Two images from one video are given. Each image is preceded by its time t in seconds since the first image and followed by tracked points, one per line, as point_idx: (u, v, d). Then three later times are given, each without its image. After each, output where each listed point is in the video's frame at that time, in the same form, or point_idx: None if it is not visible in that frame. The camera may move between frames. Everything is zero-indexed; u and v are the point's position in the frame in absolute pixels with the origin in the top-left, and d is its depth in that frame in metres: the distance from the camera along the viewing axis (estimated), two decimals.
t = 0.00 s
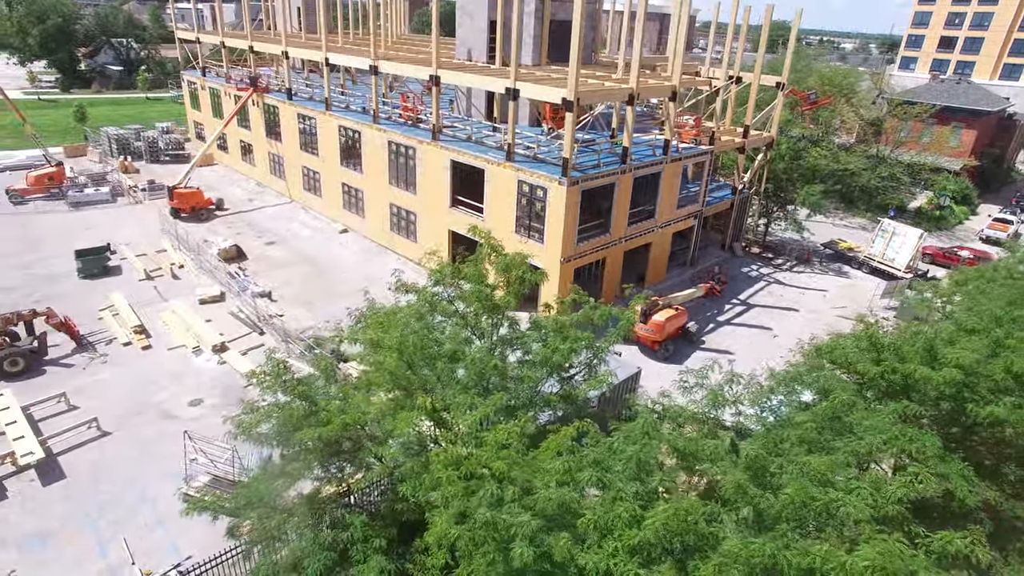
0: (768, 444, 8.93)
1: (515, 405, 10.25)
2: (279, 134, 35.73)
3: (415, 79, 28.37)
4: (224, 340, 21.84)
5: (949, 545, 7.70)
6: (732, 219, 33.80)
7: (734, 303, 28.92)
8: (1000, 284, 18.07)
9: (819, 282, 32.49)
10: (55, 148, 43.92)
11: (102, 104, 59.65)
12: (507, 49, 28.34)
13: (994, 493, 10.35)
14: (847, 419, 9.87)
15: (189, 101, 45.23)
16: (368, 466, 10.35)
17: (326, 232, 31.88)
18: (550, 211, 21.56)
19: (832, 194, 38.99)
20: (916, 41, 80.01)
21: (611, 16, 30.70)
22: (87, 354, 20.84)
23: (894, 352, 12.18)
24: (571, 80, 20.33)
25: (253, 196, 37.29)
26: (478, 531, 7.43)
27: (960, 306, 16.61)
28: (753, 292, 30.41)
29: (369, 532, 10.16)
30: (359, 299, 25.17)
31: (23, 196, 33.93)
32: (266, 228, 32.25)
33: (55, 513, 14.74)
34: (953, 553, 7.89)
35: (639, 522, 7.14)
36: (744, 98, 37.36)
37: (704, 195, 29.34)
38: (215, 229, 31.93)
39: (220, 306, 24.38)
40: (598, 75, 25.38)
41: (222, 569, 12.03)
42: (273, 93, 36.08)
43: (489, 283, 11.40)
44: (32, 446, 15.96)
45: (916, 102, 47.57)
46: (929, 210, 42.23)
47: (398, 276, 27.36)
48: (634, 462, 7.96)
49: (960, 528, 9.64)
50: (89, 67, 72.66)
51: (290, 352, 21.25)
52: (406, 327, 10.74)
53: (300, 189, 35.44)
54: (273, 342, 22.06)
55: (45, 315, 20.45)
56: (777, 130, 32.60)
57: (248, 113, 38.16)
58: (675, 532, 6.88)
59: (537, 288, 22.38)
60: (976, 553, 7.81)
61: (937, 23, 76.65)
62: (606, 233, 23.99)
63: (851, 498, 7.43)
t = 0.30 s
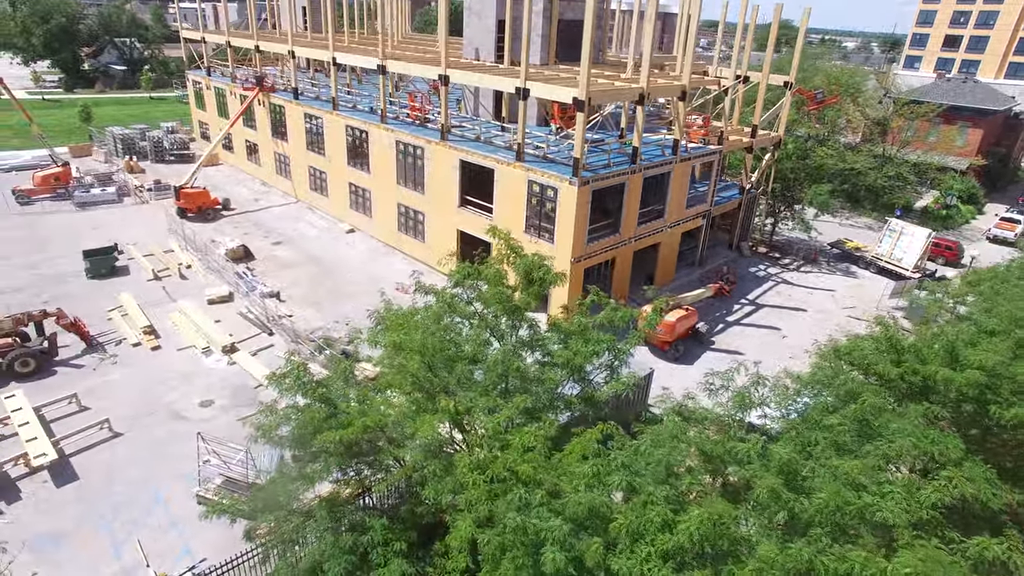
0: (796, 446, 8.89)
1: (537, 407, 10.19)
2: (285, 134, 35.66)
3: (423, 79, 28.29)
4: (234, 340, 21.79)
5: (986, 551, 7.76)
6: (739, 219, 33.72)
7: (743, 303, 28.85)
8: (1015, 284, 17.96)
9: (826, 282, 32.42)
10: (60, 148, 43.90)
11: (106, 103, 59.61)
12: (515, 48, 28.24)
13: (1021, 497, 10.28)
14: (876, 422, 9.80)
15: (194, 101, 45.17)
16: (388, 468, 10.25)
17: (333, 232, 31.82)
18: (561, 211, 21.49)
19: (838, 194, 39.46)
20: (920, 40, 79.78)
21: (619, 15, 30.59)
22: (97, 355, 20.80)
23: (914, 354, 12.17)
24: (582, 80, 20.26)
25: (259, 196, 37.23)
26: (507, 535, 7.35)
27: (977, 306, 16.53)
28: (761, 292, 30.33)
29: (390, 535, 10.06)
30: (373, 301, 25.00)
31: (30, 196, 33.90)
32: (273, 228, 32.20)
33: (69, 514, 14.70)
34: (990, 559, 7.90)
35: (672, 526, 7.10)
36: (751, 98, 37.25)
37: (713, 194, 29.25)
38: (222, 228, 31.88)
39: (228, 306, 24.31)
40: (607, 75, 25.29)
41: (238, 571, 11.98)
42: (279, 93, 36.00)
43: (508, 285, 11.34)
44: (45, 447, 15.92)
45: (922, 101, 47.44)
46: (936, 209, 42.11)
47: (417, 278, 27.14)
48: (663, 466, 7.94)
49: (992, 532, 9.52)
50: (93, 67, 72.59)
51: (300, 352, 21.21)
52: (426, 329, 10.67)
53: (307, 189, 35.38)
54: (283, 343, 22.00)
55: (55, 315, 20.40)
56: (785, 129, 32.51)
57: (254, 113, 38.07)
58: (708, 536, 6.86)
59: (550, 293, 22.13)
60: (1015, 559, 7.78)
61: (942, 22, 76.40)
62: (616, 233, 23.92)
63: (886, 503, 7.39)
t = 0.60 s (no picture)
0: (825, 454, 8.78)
1: (557, 413, 10.08)
2: (291, 133, 35.53)
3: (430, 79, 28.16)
4: (242, 342, 21.68)
5: None
6: (747, 220, 33.58)
7: (752, 304, 28.72)
8: None
9: (834, 283, 32.29)
10: (65, 148, 43.86)
11: (110, 103, 59.57)
12: (523, 48, 28.07)
13: None
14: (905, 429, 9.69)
15: (198, 100, 45.07)
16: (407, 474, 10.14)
17: (340, 233, 31.73)
18: (572, 212, 21.37)
19: (845, 193, 39.56)
20: (926, 39, 79.43)
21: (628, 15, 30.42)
22: (105, 356, 20.71)
23: (937, 358, 12.04)
24: (593, 81, 20.15)
25: (265, 196, 37.15)
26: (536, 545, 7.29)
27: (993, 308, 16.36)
28: (770, 293, 30.18)
29: (407, 542, 9.91)
30: (384, 302, 24.81)
31: (36, 196, 33.84)
32: (280, 229, 32.11)
33: (79, 518, 14.59)
34: None
35: (703, 537, 7.00)
36: (759, 97, 37.09)
37: (721, 195, 29.11)
38: (228, 229, 31.79)
39: (236, 307, 24.19)
40: (616, 75, 25.15)
41: None
42: (285, 92, 35.87)
43: (526, 288, 11.23)
44: (56, 450, 15.81)
45: (929, 101, 47.21)
46: (943, 209, 41.94)
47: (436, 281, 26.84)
48: (691, 475, 7.85)
49: None
50: (97, 67, 72.56)
51: (308, 354, 21.12)
52: (444, 334, 10.54)
53: (312, 189, 35.28)
54: (291, 344, 21.89)
55: (64, 316, 20.31)
56: (793, 130, 32.34)
57: (259, 113, 37.95)
58: (742, 549, 6.78)
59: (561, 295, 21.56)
60: None
61: (948, 21, 76.11)
62: (626, 234, 23.82)
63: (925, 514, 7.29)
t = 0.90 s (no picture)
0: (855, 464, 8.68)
1: (578, 420, 9.93)
2: (297, 133, 35.39)
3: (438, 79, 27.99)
4: (250, 344, 21.52)
5: None
6: (756, 221, 33.40)
7: (761, 306, 28.55)
8: None
9: (844, 284, 32.08)
10: (71, 148, 43.81)
11: (115, 102, 59.51)
12: (532, 48, 27.89)
13: None
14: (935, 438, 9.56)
15: (204, 100, 44.95)
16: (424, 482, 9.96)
17: (346, 233, 31.59)
18: (582, 214, 21.21)
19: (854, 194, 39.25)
20: (933, 38, 79.14)
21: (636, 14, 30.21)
22: (113, 358, 20.58)
23: (962, 364, 11.94)
24: (605, 82, 19.98)
25: (271, 196, 37.06)
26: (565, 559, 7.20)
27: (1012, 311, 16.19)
28: (779, 295, 29.99)
29: (424, 552, 9.76)
30: (392, 304, 24.63)
31: (42, 196, 33.78)
32: (286, 229, 31.99)
33: (89, 522, 14.46)
34: None
35: (737, 553, 6.91)
36: (767, 98, 36.89)
37: (731, 196, 28.92)
38: (234, 229, 31.68)
39: (243, 309, 24.03)
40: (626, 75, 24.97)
41: None
42: (291, 92, 35.73)
43: (544, 293, 11.06)
44: (65, 454, 15.69)
45: (938, 101, 46.99)
46: (951, 210, 41.74)
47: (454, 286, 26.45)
48: (721, 486, 7.76)
49: None
50: (101, 67, 72.61)
51: (317, 356, 20.97)
52: (462, 340, 10.37)
53: (319, 190, 35.15)
54: (300, 347, 21.76)
55: (71, 318, 20.18)
56: (802, 130, 32.14)
57: (265, 113, 37.82)
58: (777, 565, 6.68)
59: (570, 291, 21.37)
60: None
61: (955, 20, 75.78)
62: (636, 236, 23.66)
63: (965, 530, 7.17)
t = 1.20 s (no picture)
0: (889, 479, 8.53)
1: (599, 431, 9.73)
2: (303, 134, 35.22)
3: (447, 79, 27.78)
4: (258, 347, 21.33)
5: None
6: (766, 222, 33.13)
7: (772, 308, 28.28)
8: None
9: (855, 286, 31.78)
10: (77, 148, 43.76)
11: (121, 102, 59.45)
12: (541, 48, 27.65)
13: None
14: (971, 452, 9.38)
15: (209, 100, 44.82)
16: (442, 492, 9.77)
17: (354, 234, 31.42)
18: (593, 216, 21.00)
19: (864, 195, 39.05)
20: (941, 37, 78.63)
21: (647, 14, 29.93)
22: (121, 361, 20.44)
23: (990, 372, 11.76)
24: (618, 83, 19.75)
25: (277, 197, 36.91)
26: None
27: None
28: (790, 297, 29.73)
29: (443, 564, 9.58)
30: (402, 307, 24.43)
31: (48, 197, 33.70)
32: (293, 230, 31.82)
33: (98, 528, 14.30)
34: None
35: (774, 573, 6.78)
36: (777, 98, 36.59)
37: (741, 197, 28.66)
38: (241, 230, 31.53)
39: (251, 311, 23.87)
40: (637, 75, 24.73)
41: None
42: (298, 92, 35.59)
43: (564, 300, 10.85)
44: (74, 459, 15.53)
45: (948, 100, 46.59)
46: (961, 211, 41.43)
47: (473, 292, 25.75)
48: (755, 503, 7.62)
49: None
50: (107, 66, 72.73)
51: (326, 360, 20.83)
52: (481, 347, 10.18)
53: (325, 190, 34.98)
54: (308, 349, 21.58)
55: (79, 321, 20.02)
56: (812, 131, 31.85)
57: (271, 113, 37.64)
58: None
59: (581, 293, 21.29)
60: None
61: (963, 19, 75.26)
62: (647, 238, 23.44)
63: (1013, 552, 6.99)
